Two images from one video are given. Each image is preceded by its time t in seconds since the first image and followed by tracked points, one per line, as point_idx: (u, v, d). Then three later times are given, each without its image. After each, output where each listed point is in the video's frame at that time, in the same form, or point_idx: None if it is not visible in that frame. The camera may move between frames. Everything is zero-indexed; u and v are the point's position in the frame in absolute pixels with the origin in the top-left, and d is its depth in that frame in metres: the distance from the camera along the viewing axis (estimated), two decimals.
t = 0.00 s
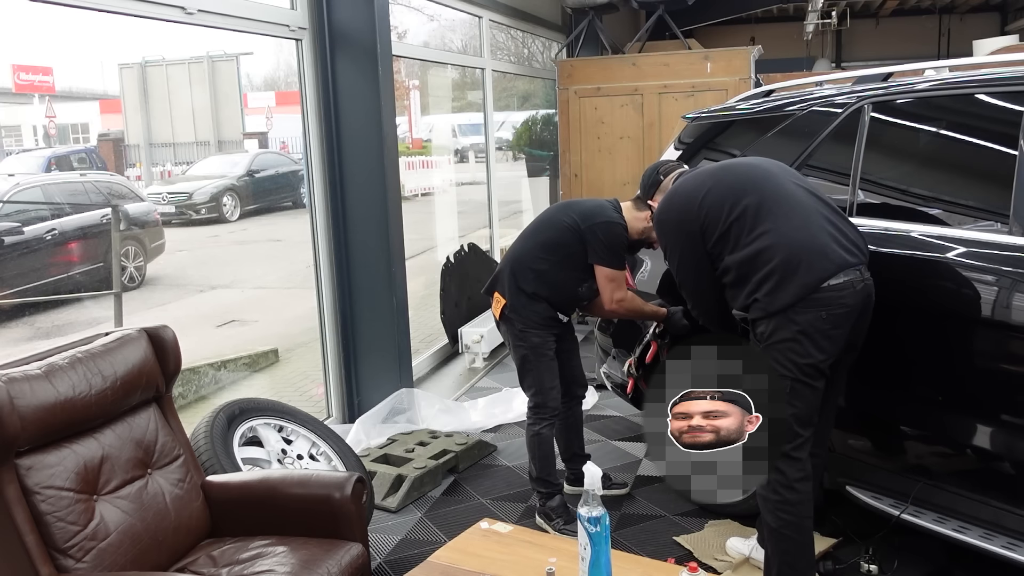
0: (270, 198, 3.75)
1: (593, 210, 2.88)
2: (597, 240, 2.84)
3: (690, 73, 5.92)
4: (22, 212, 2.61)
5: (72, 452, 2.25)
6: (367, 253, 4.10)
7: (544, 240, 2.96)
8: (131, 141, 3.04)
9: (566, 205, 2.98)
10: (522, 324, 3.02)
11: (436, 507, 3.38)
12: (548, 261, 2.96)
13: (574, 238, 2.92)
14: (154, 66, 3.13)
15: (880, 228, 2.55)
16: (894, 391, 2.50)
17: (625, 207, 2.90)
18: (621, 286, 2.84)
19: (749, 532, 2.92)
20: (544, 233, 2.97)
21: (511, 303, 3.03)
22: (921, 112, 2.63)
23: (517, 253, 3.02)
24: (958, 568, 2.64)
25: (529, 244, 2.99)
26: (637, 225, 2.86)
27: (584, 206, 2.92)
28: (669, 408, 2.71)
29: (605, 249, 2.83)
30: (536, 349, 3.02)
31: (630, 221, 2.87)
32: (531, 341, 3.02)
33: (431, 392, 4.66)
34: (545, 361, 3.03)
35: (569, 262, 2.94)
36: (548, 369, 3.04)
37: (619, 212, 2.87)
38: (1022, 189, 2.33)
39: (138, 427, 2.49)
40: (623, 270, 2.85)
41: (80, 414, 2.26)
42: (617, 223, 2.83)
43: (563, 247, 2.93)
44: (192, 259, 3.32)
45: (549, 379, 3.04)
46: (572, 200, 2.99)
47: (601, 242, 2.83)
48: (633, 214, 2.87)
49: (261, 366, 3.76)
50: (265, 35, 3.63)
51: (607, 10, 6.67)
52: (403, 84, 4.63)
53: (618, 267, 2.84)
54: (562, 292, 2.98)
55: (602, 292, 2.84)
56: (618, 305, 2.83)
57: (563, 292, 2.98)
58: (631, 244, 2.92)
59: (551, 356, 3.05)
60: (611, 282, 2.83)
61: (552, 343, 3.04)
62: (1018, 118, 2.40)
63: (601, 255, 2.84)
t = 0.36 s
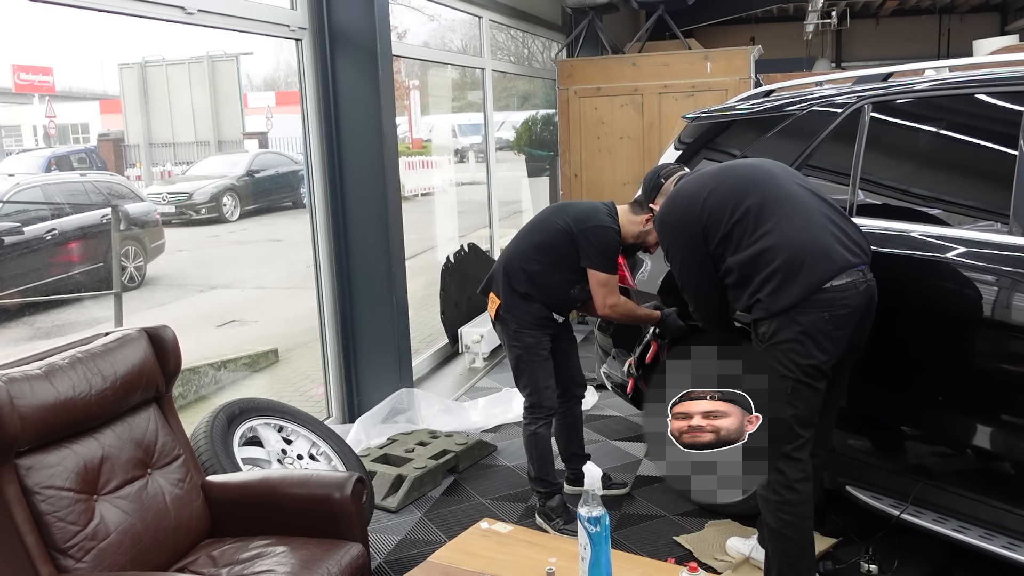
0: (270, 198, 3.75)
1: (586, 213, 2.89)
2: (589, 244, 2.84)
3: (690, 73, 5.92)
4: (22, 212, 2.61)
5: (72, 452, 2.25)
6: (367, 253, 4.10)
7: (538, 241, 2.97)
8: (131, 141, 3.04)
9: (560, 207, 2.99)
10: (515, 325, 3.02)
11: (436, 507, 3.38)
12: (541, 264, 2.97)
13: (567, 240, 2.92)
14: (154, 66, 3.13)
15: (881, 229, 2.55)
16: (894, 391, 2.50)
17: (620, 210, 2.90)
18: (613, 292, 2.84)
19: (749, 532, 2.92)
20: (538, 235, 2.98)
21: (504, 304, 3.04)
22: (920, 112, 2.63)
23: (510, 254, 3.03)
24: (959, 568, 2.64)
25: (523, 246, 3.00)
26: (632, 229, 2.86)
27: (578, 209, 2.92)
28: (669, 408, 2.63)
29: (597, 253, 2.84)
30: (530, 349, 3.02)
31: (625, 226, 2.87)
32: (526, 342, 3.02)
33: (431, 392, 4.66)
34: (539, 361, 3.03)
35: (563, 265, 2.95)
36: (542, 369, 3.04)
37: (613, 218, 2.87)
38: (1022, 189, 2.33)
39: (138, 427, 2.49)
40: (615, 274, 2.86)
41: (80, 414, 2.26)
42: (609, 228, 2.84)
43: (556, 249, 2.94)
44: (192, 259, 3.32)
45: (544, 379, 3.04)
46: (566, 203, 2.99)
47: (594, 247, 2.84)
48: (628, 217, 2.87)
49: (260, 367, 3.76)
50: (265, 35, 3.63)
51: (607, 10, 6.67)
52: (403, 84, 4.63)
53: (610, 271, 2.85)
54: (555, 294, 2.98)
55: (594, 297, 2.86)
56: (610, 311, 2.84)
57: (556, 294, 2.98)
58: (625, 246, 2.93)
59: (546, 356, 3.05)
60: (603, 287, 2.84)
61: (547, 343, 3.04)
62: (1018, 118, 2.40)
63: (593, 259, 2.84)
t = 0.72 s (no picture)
0: (270, 198, 3.75)
1: (580, 215, 2.89)
2: (582, 247, 2.84)
3: (690, 73, 5.92)
4: (22, 212, 2.61)
5: (72, 452, 2.25)
6: (367, 253, 4.10)
7: (532, 243, 2.97)
8: (131, 141, 3.04)
9: (555, 208, 2.99)
10: (511, 327, 3.03)
11: (436, 507, 3.38)
12: (535, 266, 2.97)
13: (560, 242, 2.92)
14: (154, 66, 3.13)
15: (881, 229, 2.55)
16: (895, 391, 2.50)
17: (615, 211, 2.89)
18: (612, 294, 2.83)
19: (749, 532, 2.92)
20: (532, 236, 2.98)
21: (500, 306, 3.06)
22: (921, 112, 2.63)
23: (505, 255, 3.04)
24: (959, 568, 2.64)
25: (517, 247, 3.01)
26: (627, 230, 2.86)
27: (573, 210, 2.92)
28: (670, 409, 2.65)
29: (591, 255, 2.83)
30: (526, 350, 3.02)
31: (619, 226, 2.87)
32: (522, 342, 3.02)
33: (431, 392, 4.66)
34: (535, 361, 3.03)
35: (557, 267, 2.95)
36: (539, 369, 3.04)
37: (606, 223, 2.86)
38: (1022, 189, 2.33)
39: (138, 427, 2.49)
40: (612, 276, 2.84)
41: (80, 414, 2.26)
42: (601, 230, 2.83)
43: (549, 251, 2.94)
44: (192, 259, 3.32)
45: (541, 379, 3.04)
46: (563, 203, 3.00)
47: (586, 249, 2.83)
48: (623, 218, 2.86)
49: (260, 366, 3.76)
50: (265, 35, 3.63)
51: (607, 10, 6.67)
52: (403, 84, 4.63)
53: (607, 273, 2.83)
54: (550, 295, 2.98)
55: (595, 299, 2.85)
56: (613, 313, 2.83)
57: (551, 296, 2.99)
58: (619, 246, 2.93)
59: (543, 356, 3.05)
60: (601, 290, 2.83)
61: (543, 343, 3.04)
62: (1018, 118, 2.40)
63: (586, 261, 2.84)
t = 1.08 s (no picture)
0: (270, 198, 3.75)
1: (577, 216, 2.89)
2: (581, 249, 2.84)
3: (690, 73, 5.92)
4: (22, 212, 2.61)
5: (72, 452, 2.25)
6: (367, 253, 4.10)
7: (531, 243, 2.98)
8: (131, 141, 3.04)
9: (553, 208, 2.99)
10: (511, 327, 3.03)
11: (436, 507, 3.38)
12: (534, 267, 2.97)
13: (559, 242, 2.92)
14: (154, 66, 3.13)
15: (881, 228, 2.55)
16: (894, 391, 2.50)
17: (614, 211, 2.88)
18: (613, 293, 2.83)
19: (749, 532, 2.92)
20: (530, 237, 2.99)
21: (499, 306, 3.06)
22: (921, 112, 2.63)
23: (504, 255, 3.04)
24: (959, 568, 2.64)
25: (516, 247, 3.01)
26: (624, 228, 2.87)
27: (571, 210, 2.92)
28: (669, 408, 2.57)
29: (589, 256, 2.83)
30: (526, 350, 3.02)
31: (616, 226, 2.87)
32: (522, 342, 3.02)
33: (431, 392, 4.66)
34: (535, 361, 3.03)
35: (555, 268, 2.95)
36: (539, 369, 3.04)
37: (604, 224, 2.86)
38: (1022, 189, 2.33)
39: (138, 427, 2.49)
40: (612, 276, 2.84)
41: (80, 414, 2.26)
42: (599, 231, 2.83)
43: (547, 251, 2.94)
44: (192, 259, 3.32)
45: (541, 379, 3.04)
46: (562, 203, 3.00)
47: (585, 250, 2.84)
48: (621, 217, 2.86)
49: (260, 366, 3.76)
50: (265, 35, 3.63)
51: (607, 10, 6.67)
52: (403, 84, 4.63)
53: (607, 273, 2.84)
54: (549, 296, 2.99)
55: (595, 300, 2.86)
56: (615, 313, 2.83)
57: (551, 296, 2.99)
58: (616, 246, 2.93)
59: (542, 356, 3.05)
60: (601, 290, 2.83)
61: (543, 343, 3.04)
62: (1018, 118, 2.40)
63: (586, 262, 2.84)
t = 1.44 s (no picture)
0: (270, 198, 3.75)
1: (594, 215, 2.88)
2: (598, 247, 2.84)
3: (690, 73, 5.92)
4: (22, 212, 2.61)
5: (72, 452, 2.25)
6: (367, 253, 4.10)
7: (546, 243, 2.97)
8: (131, 141, 3.04)
9: (569, 207, 2.98)
10: (524, 325, 3.03)
11: (436, 507, 3.38)
12: (549, 265, 2.97)
13: (576, 241, 2.92)
14: (154, 66, 3.13)
15: (881, 228, 2.55)
16: (895, 392, 2.50)
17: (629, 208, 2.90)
18: (624, 291, 2.83)
19: (749, 532, 2.92)
20: (546, 236, 2.98)
21: (514, 304, 3.05)
22: (921, 112, 2.63)
23: (519, 253, 3.04)
24: (959, 568, 2.64)
25: (532, 246, 3.01)
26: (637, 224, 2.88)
27: (588, 209, 2.91)
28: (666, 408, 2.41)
29: (609, 255, 2.83)
30: (536, 349, 3.03)
31: (632, 221, 2.88)
32: (532, 341, 3.02)
33: (431, 392, 4.66)
34: (544, 360, 3.03)
35: (571, 267, 2.95)
36: (547, 369, 3.04)
37: (623, 222, 2.86)
38: (1022, 188, 2.34)
39: (138, 427, 2.49)
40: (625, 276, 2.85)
41: (80, 414, 2.26)
42: (618, 229, 2.83)
43: (563, 250, 2.94)
44: (192, 259, 3.32)
45: (548, 378, 3.05)
46: (578, 202, 2.99)
47: (603, 249, 2.83)
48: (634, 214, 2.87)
49: (261, 366, 3.76)
50: (265, 35, 3.63)
51: (607, 10, 6.67)
52: (403, 84, 4.63)
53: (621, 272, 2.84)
54: (564, 294, 2.98)
55: (605, 297, 2.85)
56: (622, 312, 2.82)
57: (566, 295, 2.99)
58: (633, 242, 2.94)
59: (551, 356, 3.05)
60: (612, 288, 2.83)
61: (553, 342, 3.05)
62: (1018, 118, 2.40)
63: (604, 259, 2.83)
